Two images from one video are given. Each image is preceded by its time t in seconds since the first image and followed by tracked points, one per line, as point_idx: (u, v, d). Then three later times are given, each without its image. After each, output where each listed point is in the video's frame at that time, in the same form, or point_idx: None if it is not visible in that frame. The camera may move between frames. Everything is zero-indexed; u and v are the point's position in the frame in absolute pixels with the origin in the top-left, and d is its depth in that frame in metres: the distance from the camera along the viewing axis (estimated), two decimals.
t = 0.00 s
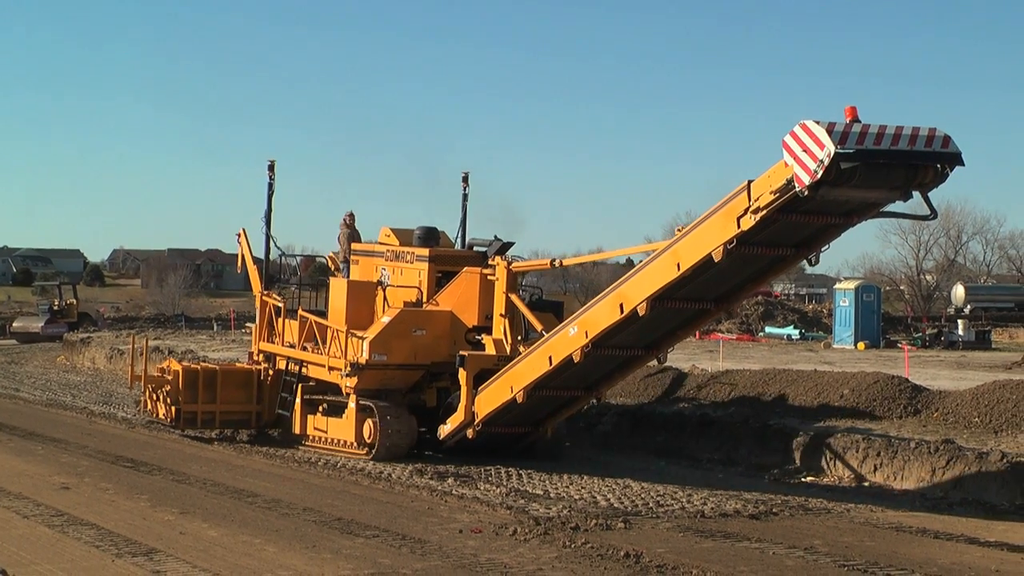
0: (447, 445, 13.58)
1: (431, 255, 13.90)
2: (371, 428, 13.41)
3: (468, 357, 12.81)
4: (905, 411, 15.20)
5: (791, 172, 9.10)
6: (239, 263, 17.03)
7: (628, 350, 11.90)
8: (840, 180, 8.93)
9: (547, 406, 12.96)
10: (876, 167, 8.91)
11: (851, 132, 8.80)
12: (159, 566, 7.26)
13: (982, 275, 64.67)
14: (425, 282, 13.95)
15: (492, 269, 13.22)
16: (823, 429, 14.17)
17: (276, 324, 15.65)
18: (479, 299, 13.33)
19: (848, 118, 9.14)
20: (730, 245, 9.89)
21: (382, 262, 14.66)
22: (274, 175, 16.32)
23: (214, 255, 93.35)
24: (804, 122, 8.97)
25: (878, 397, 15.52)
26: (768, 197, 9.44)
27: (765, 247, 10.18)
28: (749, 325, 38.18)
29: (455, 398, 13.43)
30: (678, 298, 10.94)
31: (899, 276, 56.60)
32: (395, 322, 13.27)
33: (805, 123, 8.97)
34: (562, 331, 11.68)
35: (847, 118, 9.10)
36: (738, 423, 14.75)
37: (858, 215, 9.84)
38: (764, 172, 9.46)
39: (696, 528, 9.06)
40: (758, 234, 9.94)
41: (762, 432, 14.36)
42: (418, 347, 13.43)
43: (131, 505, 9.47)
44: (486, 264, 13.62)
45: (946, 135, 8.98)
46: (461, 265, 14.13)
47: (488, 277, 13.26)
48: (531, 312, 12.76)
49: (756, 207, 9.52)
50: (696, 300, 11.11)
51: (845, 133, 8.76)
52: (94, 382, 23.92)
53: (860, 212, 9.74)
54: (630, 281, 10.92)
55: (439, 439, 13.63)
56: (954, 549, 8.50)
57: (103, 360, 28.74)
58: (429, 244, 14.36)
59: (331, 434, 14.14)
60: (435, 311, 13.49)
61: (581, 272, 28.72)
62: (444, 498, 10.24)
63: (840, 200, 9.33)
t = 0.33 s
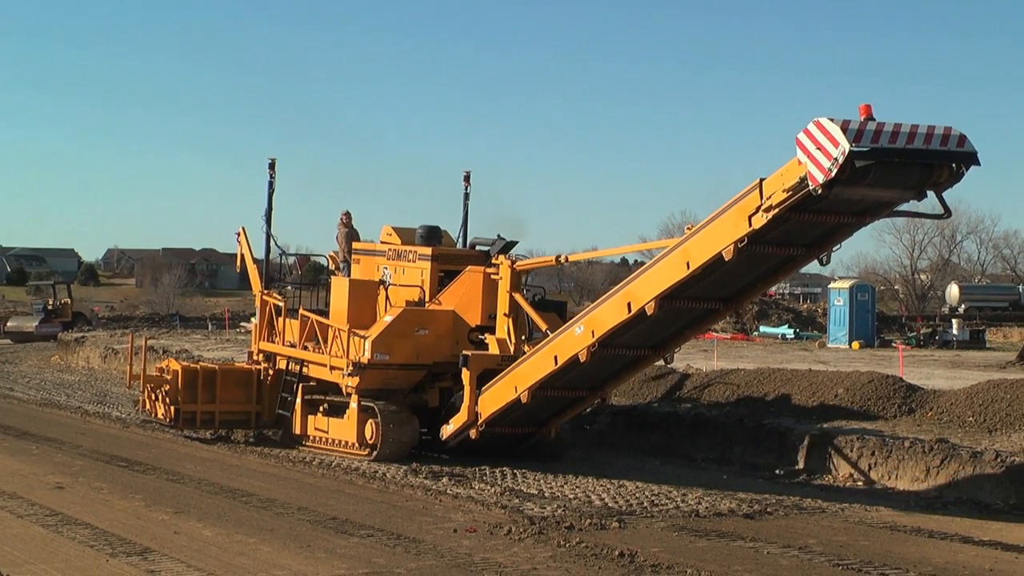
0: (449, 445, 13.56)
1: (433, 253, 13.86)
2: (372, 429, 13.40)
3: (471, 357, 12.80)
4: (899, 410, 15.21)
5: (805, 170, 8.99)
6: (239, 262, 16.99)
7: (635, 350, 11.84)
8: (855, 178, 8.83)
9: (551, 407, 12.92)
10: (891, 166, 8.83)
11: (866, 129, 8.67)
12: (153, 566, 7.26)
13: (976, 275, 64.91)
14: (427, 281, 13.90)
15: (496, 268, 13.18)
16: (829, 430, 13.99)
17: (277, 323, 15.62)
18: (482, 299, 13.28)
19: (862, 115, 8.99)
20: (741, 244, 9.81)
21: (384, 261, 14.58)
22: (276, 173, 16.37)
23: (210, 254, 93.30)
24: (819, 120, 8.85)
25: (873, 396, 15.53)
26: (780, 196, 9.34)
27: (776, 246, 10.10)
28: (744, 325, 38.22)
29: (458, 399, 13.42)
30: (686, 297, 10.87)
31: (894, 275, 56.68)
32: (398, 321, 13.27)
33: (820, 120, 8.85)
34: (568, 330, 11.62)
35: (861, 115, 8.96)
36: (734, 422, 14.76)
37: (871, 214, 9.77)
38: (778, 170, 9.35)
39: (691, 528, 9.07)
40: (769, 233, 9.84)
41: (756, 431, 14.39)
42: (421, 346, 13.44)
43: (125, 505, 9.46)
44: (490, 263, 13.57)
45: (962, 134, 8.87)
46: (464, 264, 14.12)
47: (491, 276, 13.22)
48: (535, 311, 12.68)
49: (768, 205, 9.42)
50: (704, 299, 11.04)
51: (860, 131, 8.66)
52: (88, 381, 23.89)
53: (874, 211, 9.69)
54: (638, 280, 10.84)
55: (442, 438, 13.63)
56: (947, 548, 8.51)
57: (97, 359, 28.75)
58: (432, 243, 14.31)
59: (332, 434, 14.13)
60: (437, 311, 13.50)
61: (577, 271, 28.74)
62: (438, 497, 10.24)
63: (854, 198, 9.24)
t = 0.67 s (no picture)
0: (452, 445, 13.50)
1: (436, 252, 13.87)
2: (375, 429, 13.37)
3: (474, 356, 12.70)
4: (895, 409, 15.22)
5: (817, 164, 8.90)
6: (240, 261, 16.96)
7: (641, 348, 11.76)
8: (868, 172, 8.73)
9: (556, 406, 12.84)
10: (903, 159, 8.82)
11: (879, 122, 8.55)
12: (148, 565, 7.25)
13: (970, 274, 65.07)
14: (430, 279, 13.93)
15: (499, 267, 13.21)
16: (827, 430, 13.96)
17: (278, 323, 15.58)
18: (485, 298, 13.27)
19: (873, 109, 8.90)
20: (750, 240, 9.73)
21: (386, 259, 14.61)
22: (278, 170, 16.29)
23: (205, 254, 93.28)
24: (831, 113, 8.75)
25: (868, 395, 15.56)
26: (791, 191, 9.27)
27: (785, 242, 10.01)
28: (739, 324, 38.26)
29: (461, 399, 13.37)
30: (693, 295, 10.79)
31: (889, 275, 56.74)
32: (400, 320, 13.20)
33: (831, 114, 8.75)
34: (573, 329, 11.53)
35: (872, 109, 8.87)
36: (729, 421, 14.76)
37: (882, 210, 9.69)
38: (788, 165, 9.27)
39: (687, 527, 9.07)
40: (779, 229, 9.77)
41: (750, 431, 14.40)
42: (423, 345, 13.38)
43: (120, 504, 9.45)
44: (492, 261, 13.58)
45: (975, 127, 8.83)
46: (466, 262, 14.13)
47: (495, 275, 13.23)
48: (539, 310, 12.66)
49: (779, 201, 9.35)
50: (712, 297, 10.96)
51: (873, 124, 8.53)
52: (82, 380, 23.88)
53: (884, 206, 9.59)
54: (645, 278, 10.75)
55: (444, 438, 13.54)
56: (943, 547, 8.52)
57: (91, 359, 28.74)
58: (434, 242, 14.31)
59: (334, 435, 14.12)
60: (439, 310, 13.45)
61: (573, 270, 28.75)
62: (433, 496, 10.24)
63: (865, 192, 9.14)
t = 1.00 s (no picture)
0: (453, 446, 13.45)
1: (437, 251, 13.88)
2: (374, 430, 13.34)
3: (474, 356, 12.65)
4: (888, 409, 15.24)
5: (824, 162, 8.87)
6: (238, 260, 16.93)
7: (644, 348, 11.72)
8: (875, 170, 8.70)
9: (557, 407, 12.80)
10: (911, 158, 8.73)
11: (886, 120, 8.50)
12: (140, 565, 7.25)
13: (963, 274, 65.25)
14: (430, 279, 13.94)
15: (500, 267, 13.18)
16: (822, 430, 13.97)
17: (277, 323, 15.56)
18: (486, 298, 13.25)
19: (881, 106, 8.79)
20: (756, 239, 9.69)
21: (386, 259, 14.63)
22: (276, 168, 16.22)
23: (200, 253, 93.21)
24: (837, 110, 8.69)
25: (861, 395, 15.58)
26: (798, 189, 9.24)
27: (791, 242, 9.98)
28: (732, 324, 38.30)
29: (461, 399, 13.33)
30: (697, 295, 10.75)
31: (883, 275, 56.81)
32: (400, 320, 13.19)
33: (838, 110, 8.69)
34: (575, 329, 11.50)
35: (880, 106, 8.75)
36: (723, 421, 14.77)
37: (889, 209, 9.66)
38: (795, 163, 9.25)
39: (680, 527, 9.07)
40: (784, 228, 9.74)
41: (743, 430, 14.41)
42: (423, 345, 13.35)
43: (112, 504, 9.44)
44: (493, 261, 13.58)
45: (985, 125, 8.72)
46: (468, 262, 14.13)
47: (495, 275, 13.20)
48: (540, 310, 12.67)
49: (785, 199, 9.32)
50: (716, 297, 10.92)
51: (881, 121, 8.50)
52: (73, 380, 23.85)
53: (891, 205, 9.56)
54: (648, 278, 10.72)
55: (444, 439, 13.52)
56: (935, 547, 8.53)
57: (83, 359, 28.72)
58: (434, 241, 14.28)
59: (333, 436, 14.11)
60: (440, 310, 13.44)
61: (567, 269, 28.76)
62: (426, 496, 10.25)
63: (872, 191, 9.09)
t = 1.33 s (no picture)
0: (451, 446, 13.43)
1: (436, 249, 13.87)
2: (372, 430, 13.33)
3: (474, 356, 12.69)
4: (878, 407, 15.27)
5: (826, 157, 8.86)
6: (235, 258, 16.88)
7: (645, 347, 11.70)
8: (877, 166, 8.69)
9: (556, 406, 12.78)
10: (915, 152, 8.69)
11: (890, 113, 8.50)
12: (132, 564, 7.25)
13: (954, 272, 65.44)
14: (429, 277, 13.88)
15: (499, 265, 13.15)
16: (817, 430, 13.85)
17: (273, 322, 15.55)
18: (485, 296, 13.22)
19: (884, 100, 8.79)
20: (757, 236, 9.67)
21: (384, 257, 14.54)
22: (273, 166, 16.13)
23: (192, 252, 93.13)
24: (840, 104, 8.71)
25: (852, 393, 15.61)
26: (799, 184, 9.23)
27: (793, 239, 9.96)
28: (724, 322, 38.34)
29: (459, 399, 13.30)
30: (698, 292, 10.73)
31: (875, 273, 56.91)
32: (398, 318, 13.20)
33: (841, 105, 8.71)
34: (574, 327, 11.49)
35: (883, 100, 8.75)
36: (713, 419, 14.78)
37: (892, 204, 9.62)
38: (796, 158, 9.24)
39: (670, 525, 9.08)
40: (785, 224, 9.72)
41: (734, 428, 14.41)
42: (421, 344, 13.34)
43: (103, 503, 9.45)
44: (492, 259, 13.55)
45: (989, 120, 8.71)
46: (467, 260, 14.14)
47: (495, 273, 13.18)
48: (540, 309, 12.65)
49: (788, 194, 9.31)
50: (717, 295, 10.90)
51: (884, 116, 8.50)
52: (62, 379, 23.79)
53: (894, 201, 9.53)
54: (648, 276, 10.71)
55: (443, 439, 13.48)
56: (926, 545, 8.54)
57: (74, 358, 28.69)
58: (433, 239, 14.29)
59: (331, 436, 14.11)
60: (438, 308, 13.42)
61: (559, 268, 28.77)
62: (417, 495, 10.25)
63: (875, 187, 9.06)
